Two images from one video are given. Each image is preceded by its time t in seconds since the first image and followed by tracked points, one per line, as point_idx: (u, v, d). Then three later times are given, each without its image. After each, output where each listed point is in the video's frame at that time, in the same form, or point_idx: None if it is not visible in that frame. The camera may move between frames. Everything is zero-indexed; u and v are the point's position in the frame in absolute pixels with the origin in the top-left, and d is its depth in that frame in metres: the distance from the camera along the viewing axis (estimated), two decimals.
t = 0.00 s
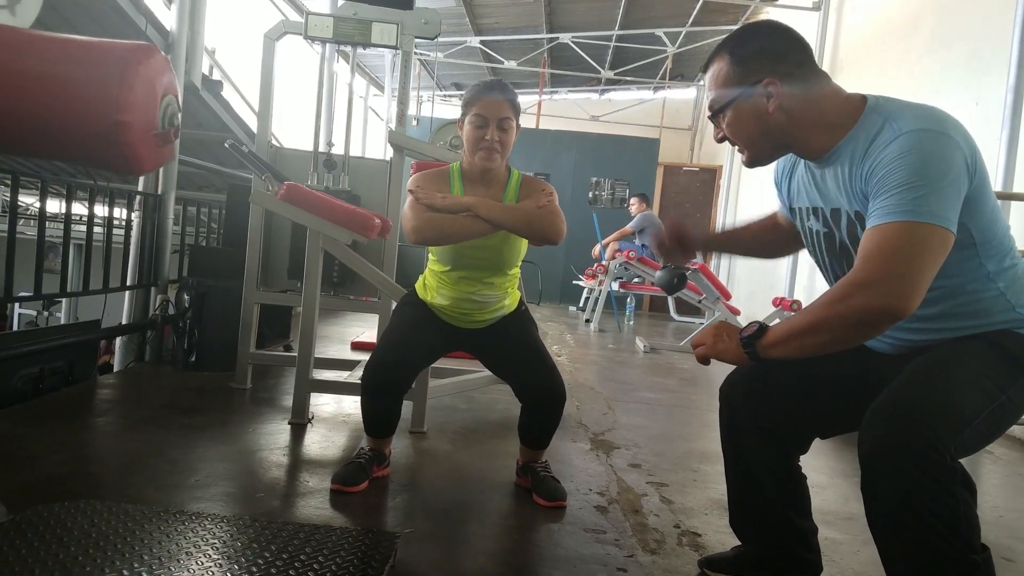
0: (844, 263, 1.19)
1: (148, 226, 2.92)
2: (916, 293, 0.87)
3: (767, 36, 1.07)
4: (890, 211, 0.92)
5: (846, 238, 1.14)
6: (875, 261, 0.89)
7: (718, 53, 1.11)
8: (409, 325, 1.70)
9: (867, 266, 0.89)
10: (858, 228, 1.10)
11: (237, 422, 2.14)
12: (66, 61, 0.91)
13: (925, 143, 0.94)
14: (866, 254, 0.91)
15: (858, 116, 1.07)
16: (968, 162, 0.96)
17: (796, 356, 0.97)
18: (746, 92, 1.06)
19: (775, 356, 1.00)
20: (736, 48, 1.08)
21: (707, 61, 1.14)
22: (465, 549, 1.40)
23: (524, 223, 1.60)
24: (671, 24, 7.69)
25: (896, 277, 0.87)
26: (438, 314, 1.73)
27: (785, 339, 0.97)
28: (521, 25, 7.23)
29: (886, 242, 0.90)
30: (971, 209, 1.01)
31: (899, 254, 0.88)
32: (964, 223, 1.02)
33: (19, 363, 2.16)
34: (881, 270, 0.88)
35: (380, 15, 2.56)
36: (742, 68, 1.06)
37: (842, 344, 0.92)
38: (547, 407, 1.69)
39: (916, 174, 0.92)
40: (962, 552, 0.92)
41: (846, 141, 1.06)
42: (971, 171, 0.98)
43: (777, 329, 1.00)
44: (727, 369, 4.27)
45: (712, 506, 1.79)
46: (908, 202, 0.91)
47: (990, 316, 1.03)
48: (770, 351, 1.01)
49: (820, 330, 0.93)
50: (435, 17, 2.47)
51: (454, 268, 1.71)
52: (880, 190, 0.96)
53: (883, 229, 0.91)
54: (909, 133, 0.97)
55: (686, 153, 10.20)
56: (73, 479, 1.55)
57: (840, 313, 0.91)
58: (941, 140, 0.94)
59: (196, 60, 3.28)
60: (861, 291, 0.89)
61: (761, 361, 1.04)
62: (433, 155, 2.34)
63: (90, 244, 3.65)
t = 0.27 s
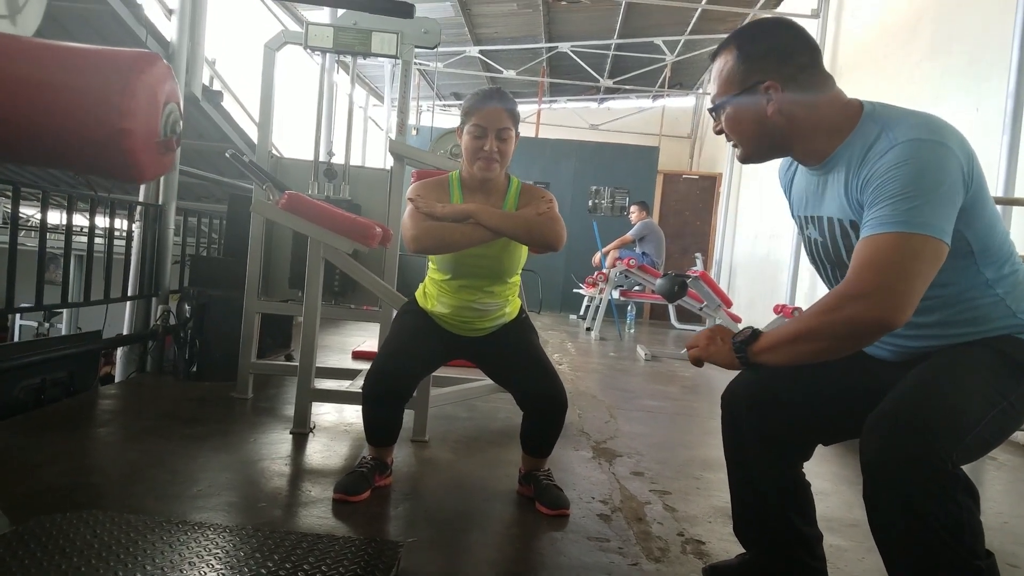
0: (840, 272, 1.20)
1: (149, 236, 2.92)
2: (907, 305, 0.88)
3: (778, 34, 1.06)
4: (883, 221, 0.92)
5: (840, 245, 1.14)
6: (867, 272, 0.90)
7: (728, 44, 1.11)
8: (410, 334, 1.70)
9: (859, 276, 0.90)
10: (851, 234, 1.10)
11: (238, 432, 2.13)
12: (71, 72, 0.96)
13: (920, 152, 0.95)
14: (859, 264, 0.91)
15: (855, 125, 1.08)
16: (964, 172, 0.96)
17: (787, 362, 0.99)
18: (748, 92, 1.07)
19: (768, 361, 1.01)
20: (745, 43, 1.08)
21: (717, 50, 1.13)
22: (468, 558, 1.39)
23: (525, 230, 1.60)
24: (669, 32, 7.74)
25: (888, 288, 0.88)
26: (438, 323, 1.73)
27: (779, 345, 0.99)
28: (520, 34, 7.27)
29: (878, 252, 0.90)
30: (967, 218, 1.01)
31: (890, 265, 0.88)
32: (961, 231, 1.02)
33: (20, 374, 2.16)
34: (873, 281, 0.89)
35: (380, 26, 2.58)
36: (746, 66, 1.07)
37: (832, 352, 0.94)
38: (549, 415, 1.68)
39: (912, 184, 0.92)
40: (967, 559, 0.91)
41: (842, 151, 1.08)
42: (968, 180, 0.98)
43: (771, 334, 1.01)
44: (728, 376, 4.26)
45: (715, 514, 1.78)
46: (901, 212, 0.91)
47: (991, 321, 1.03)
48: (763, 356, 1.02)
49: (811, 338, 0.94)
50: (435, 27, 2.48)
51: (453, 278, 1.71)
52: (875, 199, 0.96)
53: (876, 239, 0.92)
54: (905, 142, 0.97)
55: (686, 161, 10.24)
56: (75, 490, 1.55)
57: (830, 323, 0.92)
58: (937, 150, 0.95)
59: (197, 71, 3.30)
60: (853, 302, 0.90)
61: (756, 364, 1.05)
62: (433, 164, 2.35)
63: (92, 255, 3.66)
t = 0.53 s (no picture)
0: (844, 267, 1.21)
1: (150, 241, 2.93)
2: (901, 303, 0.89)
3: (794, 20, 1.06)
4: (883, 218, 0.93)
5: (843, 241, 1.15)
6: (865, 268, 0.90)
7: (744, 27, 1.11)
8: (413, 336, 1.70)
9: (858, 272, 0.90)
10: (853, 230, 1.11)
11: (241, 436, 2.13)
12: (70, 75, 0.92)
13: (922, 150, 0.95)
14: (857, 259, 0.92)
15: (860, 119, 1.08)
16: (966, 170, 0.96)
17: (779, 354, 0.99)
18: (760, 77, 1.08)
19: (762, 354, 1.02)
20: (761, 28, 1.08)
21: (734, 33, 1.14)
22: (471, 560, 1.39)
23: (524, 231, 1.60)
24: (668, 35, 7.76)
25: (886, 286, 0.88)
26: (439, 326, 1.73)
27: (774, 338, 0.99)
28: (518, 38, 7.28)
29: (876, 248, 0.90)
30: (969, 216, 1.02)
31: (888, 262, 0.89)
32: (962, 230, 1.02)
33: (21, 380, 2.17)
34: (870, 277, 0.89)
35: (380, 29, 2.59)
36: (760, 50, 1.08)
37: (824, 346, 0.94)
38: (551, 417, 1.69)
39: (912, 182, 0.93)
40: (970, 558, 0.92)
41: (846, 145, 1.08)
42: (970, 179, 0.98)
43: (767, 327, 1.01)
44: (730, 378, 4.26)
45: (719, 515, 1.78)
46: (901, 210, 0.91)
47: (993, 320, 1.04)
48: (756, 347, 1.02)
49: (805, 331, 0.95)
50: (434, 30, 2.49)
51: (455, 281, 1.71)
52: (876, 196, 0.97)
53: (875, 236, 0.92)
54: (908, 140, 0.98)
55: (686, 163, 10.25)
56: (78, 495, 1.55)
57: (824, 316, 0.92)
58: (939, 148, 0.95)
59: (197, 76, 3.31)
60: (850, 298, 0.90)
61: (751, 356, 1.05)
62: (433, 167, 2.35)
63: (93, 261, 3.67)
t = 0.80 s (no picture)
0: (849, 259, 1.21)
1: (150, 243, 2.93)
2: (914, 294, 0.88)
3: (793, 11, 1.06)
4: (890, 210, 0.92)
5: (850, 234, 1.15)
6: (874, 262, 0.90)
7: (743, 21, 1.11)
8: (415, 333, 1.70)
9: (866, 266, 0.90)
10: (859, 222, 1.11)
11: (244, 436, 2.14)
12: (68, 75, 0.92)
13: (927, 139, 0.95)
14: (867, 252, 0.91)
15: (863, 110, 1.07)
16: (971, 158, 0.96)
17: (793, 351, 0.99)
18: (763, 69, 1.07)
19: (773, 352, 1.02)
20: (761, 20, 1.08)
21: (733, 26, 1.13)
22: (476, 557, 1.39)
23: (524, 228, 1.60)
24: (666, 29, 7.74)
25: (895, 279, 0.88)
26: (441, 324, 1.73)
27: (784, 336, 0.99)
28: (516, 34, 7.27)
29: (887, 240, 0.90)
30: (975, 205, 1.01)
31: (899, 254, 0.89)
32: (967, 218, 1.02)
33: (24, 383, 2.17)
34: (881, 269, 0.89)
35: (377, 27, 2.59)
36: (761, 42, 1.07)
37: (839, 342, 0.94)
38: (554, 413, 1.69)
39: (917, 171, 0.92)
40: (976, 547, 0.91)
41: (850, 137, 1.07)
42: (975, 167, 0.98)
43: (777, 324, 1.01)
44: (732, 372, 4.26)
45: (723, 509, 1.78)
46: (909, 200, 0.91)
47: (997, 309, 1.03)
48: (769, 345, 1.02)
49: (817, 327, 0.94)
50: (432, 27, 2.49)
51: (456, 279, 1.71)
52: (882, 187, 0.96)
53: (883, 229, 0.92)
54: (911, 130, 0.97)
55: (685, 158, 10.24)
56: (83, 497, 1.55)
57: (837, 311, 0.92)
58: (943, 137, 0.95)
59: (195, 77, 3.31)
60: (859, 293, 0.90)
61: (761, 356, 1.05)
62: (433, 165, 2.35)
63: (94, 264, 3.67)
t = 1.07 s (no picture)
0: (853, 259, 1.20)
1: (151, 243, 2.93)
2: (912, 292, 0.88)
3: (792, 15, 1.05)
4: (890, 209, 0.92)
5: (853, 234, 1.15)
6: (871, 260, 0.90)
7: (742, 25, 1.11)
8: (416, 333, 1.70)
9: (863, 264, 0.90)
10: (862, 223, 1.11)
11: (246, 436, 2.14)
12: (70, 76, 0.92)
13: (929, 138, 0.94)
14: (866, 250, 0.91)
15: (865, 112, 1.07)
16: (973, 158, 0.96)
17: (791, 347, 0.99)
18: (765, 73, 1.07)
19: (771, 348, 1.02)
20: (760, 24, 1.07)
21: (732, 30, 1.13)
22: (478, 556, 1.39)
23: (525, 228, 1.60)
24: (666, 27, 7.73)
25: (893, 276, 0.88)
26: (442, 324, 1.73)
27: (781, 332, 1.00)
28: (516, 33, 7.26)
29: (886, 238, 0.90)
30: (978, 204, 1.01)
31: (898, 252, 0.88)
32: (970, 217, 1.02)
33: (26, 384, 2.17)
34: (880, 267, 0.89)
35: (376, 26, 2.58)
36: (763, 46, 1.07)
37: (835, 338, 0.94)
38: (556, 412, 1.69)
39: (918, 171, 0.92)
40: (979, 546, 0.91)
41: (852, 138, 1.07)
42: (977, 167, 0.97)
43: (775, 321, 1.02)
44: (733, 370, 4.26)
45: (725, 507, 1.78)
46: (909, 200, 0.91)
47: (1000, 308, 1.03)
48: (767, 341, 1.03)
49: (815, 323, 0.95)
50: (432, 26, 2.48)
51: (456, 278, 1.70)
52: (883, 187, 0.96)
53: (881, 227, 0.92)
54: (914, 130, 0.97)
55: (686, 155, 10.23)
56: (85, 498, 1.55)
57: (835, 308, 0.92)
58: (945, 136, 0.94)
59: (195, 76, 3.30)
60: (856, 290, 0.90)
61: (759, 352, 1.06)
62: (433, 164, 2.35)
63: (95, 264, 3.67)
